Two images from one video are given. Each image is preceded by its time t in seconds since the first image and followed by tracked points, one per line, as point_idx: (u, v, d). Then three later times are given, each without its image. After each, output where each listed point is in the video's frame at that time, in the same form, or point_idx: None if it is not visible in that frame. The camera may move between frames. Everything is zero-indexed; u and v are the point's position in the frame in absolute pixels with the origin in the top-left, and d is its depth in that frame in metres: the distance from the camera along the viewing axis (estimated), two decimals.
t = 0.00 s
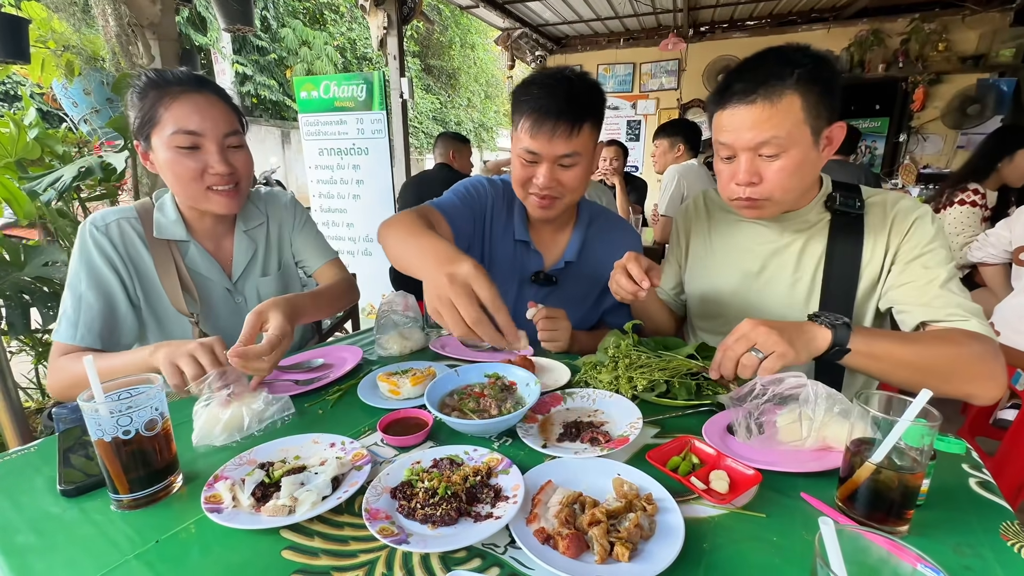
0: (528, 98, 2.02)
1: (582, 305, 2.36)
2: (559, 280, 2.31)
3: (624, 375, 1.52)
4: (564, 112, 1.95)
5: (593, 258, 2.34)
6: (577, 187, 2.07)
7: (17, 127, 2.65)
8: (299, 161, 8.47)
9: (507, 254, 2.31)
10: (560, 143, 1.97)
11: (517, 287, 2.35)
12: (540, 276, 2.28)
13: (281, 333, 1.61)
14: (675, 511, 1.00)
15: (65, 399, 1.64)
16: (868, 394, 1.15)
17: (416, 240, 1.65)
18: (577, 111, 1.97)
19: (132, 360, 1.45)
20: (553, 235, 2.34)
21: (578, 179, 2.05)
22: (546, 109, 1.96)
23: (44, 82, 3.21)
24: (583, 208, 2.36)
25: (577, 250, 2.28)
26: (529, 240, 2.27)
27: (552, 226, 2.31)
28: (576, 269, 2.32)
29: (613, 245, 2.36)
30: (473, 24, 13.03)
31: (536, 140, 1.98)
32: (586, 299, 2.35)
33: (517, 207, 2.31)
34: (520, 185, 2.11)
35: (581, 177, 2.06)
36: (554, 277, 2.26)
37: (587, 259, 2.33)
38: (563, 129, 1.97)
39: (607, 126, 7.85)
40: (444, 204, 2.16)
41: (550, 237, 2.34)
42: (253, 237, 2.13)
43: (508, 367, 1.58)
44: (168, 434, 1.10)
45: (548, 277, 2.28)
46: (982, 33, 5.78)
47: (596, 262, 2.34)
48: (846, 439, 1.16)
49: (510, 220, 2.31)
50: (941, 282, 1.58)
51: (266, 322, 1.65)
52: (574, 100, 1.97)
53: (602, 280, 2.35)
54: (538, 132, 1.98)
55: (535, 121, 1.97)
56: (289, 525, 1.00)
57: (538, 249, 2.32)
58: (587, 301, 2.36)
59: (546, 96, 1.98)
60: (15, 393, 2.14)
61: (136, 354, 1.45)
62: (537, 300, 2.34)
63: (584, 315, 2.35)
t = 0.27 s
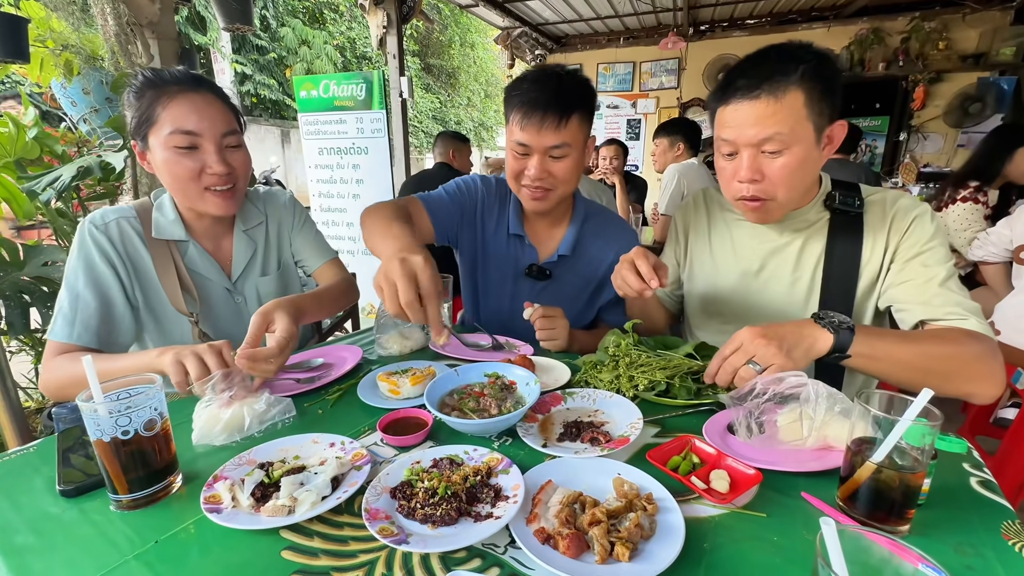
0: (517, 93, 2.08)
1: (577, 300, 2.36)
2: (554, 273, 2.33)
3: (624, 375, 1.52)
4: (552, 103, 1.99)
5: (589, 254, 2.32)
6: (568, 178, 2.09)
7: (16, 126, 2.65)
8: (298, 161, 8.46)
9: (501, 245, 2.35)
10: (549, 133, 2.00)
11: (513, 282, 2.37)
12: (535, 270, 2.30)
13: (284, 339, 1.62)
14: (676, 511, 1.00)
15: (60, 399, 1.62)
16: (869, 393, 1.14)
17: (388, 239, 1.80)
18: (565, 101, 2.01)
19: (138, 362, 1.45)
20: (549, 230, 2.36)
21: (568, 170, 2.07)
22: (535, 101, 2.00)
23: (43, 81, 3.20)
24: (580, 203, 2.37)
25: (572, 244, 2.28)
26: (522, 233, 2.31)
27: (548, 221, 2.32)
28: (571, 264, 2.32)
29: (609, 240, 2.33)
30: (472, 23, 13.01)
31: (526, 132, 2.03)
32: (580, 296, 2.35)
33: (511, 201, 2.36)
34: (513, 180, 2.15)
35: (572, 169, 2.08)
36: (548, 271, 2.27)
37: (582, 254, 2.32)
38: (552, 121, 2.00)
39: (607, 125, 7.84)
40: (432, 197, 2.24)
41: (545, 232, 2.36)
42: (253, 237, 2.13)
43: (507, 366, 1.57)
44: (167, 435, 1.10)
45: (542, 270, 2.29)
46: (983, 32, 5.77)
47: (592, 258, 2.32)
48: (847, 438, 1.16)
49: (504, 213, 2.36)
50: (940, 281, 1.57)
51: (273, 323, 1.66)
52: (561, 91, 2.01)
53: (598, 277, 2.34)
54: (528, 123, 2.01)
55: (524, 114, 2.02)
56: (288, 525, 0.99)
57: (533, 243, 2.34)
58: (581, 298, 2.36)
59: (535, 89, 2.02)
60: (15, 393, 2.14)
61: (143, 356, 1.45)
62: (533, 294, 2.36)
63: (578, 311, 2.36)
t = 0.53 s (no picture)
0: (507, 89, 2.13)
1: (572, 298, 2.37)
2: (549, 271, 2.34)
3: (629, 372, 1.53)
4: (541, 97, 2.03)
5: (583, 253, 2.33)
6: (557, 172, 2.12)
7: (17, 127, 2.65)
8: (298, 161, 8.47)
9: (496, 246, 2.36)
10: (540, 126, 2.04)
11: (509, 281, 2.38)
12: (530, 269, 2.31)
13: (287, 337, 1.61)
14: (675, 510, 1.00)
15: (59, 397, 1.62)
16: (867, 392, 1.15)
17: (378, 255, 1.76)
18: (554, 96, 2.05)
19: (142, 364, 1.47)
20: (543, 228, 2.37)
21: (559, 164, 2.10)
22: (524, 95, 2.05)
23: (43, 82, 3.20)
24: (573, 201, 2.38)
25: (565, 242, 2.28)
26: (517, 233, 2.31)
27: (542, 219, 2.34)
28: (565, 261, 2.33)
29: (602, 239, 2.34)
30: (472, 23, 13.02)
31: (517, 126, 2.07)
32: (574, 294, 2.37)
33: (505, 203, 2.37)
34: (505, 175, 2.19)
35: (562, 163, 2.11)
36: (543, 269, 2.28)
37: (576, 252, 2.33)
38: (542, 113, 2.04)
39: (607, 125, 7.85)
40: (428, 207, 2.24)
41: (539, 232, 2.37)
42: (252, 237, 2.14)
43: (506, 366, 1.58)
44: (168, 434, 1.10)
45: (536, 269, 2.31)
46: (982, 31, 5.77)
47: (586, 257, 2.33)
48: (846, 436, 1.17)
49: (499, 216, 2.37)
50: (940, 282, 1.58)
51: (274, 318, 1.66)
52: (550, 86, 2.05)
53: (591, 275, 2.34)
54: (519, 117, 2.06)
55: (514, 109, 2.07)
56: (289, 524, 1.00)
57: (527, 242, 2.35)
58: (575, 297, 2.37)
59: (524, 84, 2.07)
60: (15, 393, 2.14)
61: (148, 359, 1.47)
62: (529, 292, 2.37)
63: (573, 310, 2.37)
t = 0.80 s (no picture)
0: (494, 91, 2.13)
1: (568, 298, 2.38)
2: (545, 272, 2.34)
3: (629, 372, 1.52)
4: (529, 98, 2.04)
5: (579, 253, 2.33)
6: (549, 172, 2.12)
7: (16, 129, 2.65)
8: (298, 162, 8.48)
9: (492, 250, 2.36)
10: (528, 127, 2.05)
11: (507, 283, 2.38)
12: (527, 271, 2.31)
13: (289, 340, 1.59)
14: (675, 509, 1.00)
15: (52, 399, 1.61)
16: (867, 392, 1.15)
17: (377, 279, 1.65)
18: (541, 96, 2.05)
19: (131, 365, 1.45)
20: (537, 229, 2.37)
21: (550, 165, 2.11)
22: (513, 96, 2.06)
23: (43, 83, 3.20)
24: (566, 201, 2.39)
25: (560, 243, 2.29)
26: (511, 235, 2.31)
27: (536, 221, 2.34)
28: (560, 262, 2.33)
29: (597, 239, 2.35)
30: (471, 24, 13.03)
31: (506, 128, 2.08)
32: (571, 293, 2.38)
33: (499, 206, 2.37)
34: (496, 178, 2.19)
35: (553, 163, 2.12)
36: (540, 270, 2.28)
37: (571, 253, 2.33)
38: (530, 115, 2.05)
39: (606, 125, 7.86)
40: (424, 212, 2.22)
41: (534, 234, 2.37)
42: (252, 237, 2.14)
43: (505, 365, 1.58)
44: (169, 435, 1.10)
45: (533, 270, 2.31)
46: (981, 31, 5.77)
47: (582, 257, 2.34)
48: (846, 436, 1.17)
49: (494, 219, 2.37)
50: (933, 284, 1.59)
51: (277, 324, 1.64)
52: (537, 88, 2.06)
53: (587, 275, 2.36)
54: (508, 119, 2.07)
55: (503, 111, 2.07)
56: (289, 525, 1.00)
57: (523, 244, 2.36)
58: (573, 295, 2.38)
59: (513, 86, 2.07)
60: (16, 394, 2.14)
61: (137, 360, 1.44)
62: (526, 292, 2.37)
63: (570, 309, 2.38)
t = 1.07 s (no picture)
0: (483, 99, 2.15)
1: (564, 303, 2.38)
2: (542, 278, 2.34)
3: (630, 373, 1.52)
4: (517, 106, 2.04)
5: (576, 257, 2.33)
6: (541, 180, 2.12)
7: (16, 130, 2.65)
8: (298, 163, 8.48)
9: (488, 256, 2.37)
10: (518, 137, 2.05)
11: (505, 288, 2.38)
12: (524, 275, 2.31)
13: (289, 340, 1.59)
14: (675, 510, 1.00)
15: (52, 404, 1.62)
16: (867, 392, 1.15)
17: (375, 287, 1.66)
18: (530, 104, 2.06)
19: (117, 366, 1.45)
20: (533, 234, 2.37)
21: (542, 171, 2.11)
22: (500, 106, 2.07)
23: (43, 85, 3.21)
24: (563, 204, 2.39)
25: (557, 248, 2.29)
26: (507, 240, 2.31)
27: (532, 225, 2.34)
28: (557, 267, 2.33)
29: (595, 243, 2.35)
30: (471, 25, 13.05)
31: (495, 138, 2.09)
32: (570, 296, 2.37)
33: (493, 211, 2.37)
34: (490, 186, 2.19)
35: (546, 171, 2.12)
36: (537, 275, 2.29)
37: (568, 257, 2.33)
38: (519, 124, 2.05)
39: (606, 126, 7.86)
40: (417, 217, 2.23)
41: (530, 238, 2.37)
42: (252, 238, 2.14)
43: (505, 366, 1.58)
44: (169, 437, 1.10)
45: (529, 275, 2.31)
46: (980, 31, 5.78)
47: (579, 261, 2.34)
48: (845, 436, 1.17)
49: (489, 225, 2.37)
50: (920, 285, 1.59)
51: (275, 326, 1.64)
52: (525, 95, 2.07)
53: (583, 280, 2.36)
54: (496, 129, 2.07)
55: (491, 122, 2.09)
56: (290, 526, 1.00)
57: (519, 249, 2.36)
58: (572, 298, 2.38)
59: (501, 96, 2.09)
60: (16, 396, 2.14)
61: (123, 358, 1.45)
62: (522, 296, 2.38)
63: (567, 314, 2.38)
